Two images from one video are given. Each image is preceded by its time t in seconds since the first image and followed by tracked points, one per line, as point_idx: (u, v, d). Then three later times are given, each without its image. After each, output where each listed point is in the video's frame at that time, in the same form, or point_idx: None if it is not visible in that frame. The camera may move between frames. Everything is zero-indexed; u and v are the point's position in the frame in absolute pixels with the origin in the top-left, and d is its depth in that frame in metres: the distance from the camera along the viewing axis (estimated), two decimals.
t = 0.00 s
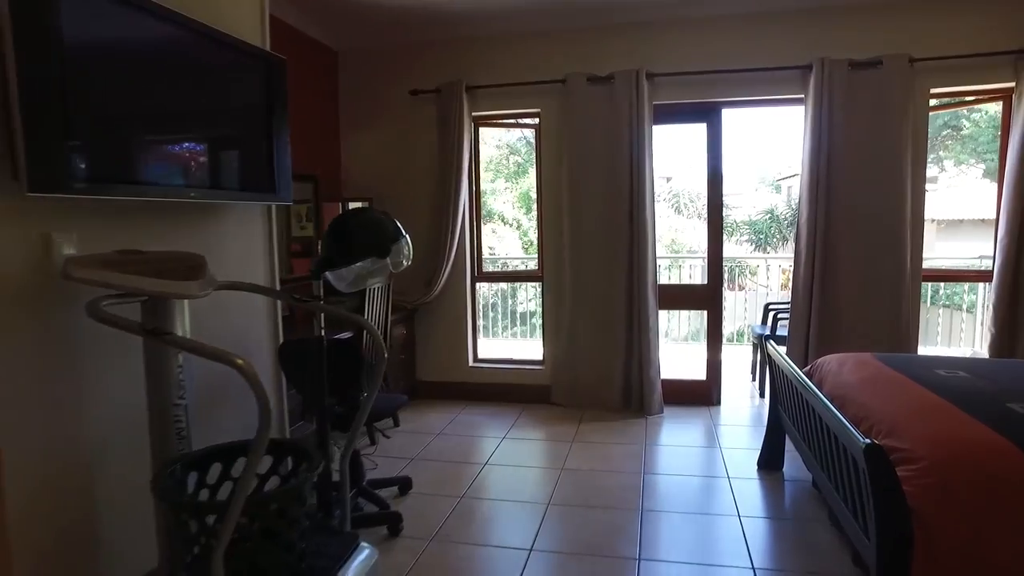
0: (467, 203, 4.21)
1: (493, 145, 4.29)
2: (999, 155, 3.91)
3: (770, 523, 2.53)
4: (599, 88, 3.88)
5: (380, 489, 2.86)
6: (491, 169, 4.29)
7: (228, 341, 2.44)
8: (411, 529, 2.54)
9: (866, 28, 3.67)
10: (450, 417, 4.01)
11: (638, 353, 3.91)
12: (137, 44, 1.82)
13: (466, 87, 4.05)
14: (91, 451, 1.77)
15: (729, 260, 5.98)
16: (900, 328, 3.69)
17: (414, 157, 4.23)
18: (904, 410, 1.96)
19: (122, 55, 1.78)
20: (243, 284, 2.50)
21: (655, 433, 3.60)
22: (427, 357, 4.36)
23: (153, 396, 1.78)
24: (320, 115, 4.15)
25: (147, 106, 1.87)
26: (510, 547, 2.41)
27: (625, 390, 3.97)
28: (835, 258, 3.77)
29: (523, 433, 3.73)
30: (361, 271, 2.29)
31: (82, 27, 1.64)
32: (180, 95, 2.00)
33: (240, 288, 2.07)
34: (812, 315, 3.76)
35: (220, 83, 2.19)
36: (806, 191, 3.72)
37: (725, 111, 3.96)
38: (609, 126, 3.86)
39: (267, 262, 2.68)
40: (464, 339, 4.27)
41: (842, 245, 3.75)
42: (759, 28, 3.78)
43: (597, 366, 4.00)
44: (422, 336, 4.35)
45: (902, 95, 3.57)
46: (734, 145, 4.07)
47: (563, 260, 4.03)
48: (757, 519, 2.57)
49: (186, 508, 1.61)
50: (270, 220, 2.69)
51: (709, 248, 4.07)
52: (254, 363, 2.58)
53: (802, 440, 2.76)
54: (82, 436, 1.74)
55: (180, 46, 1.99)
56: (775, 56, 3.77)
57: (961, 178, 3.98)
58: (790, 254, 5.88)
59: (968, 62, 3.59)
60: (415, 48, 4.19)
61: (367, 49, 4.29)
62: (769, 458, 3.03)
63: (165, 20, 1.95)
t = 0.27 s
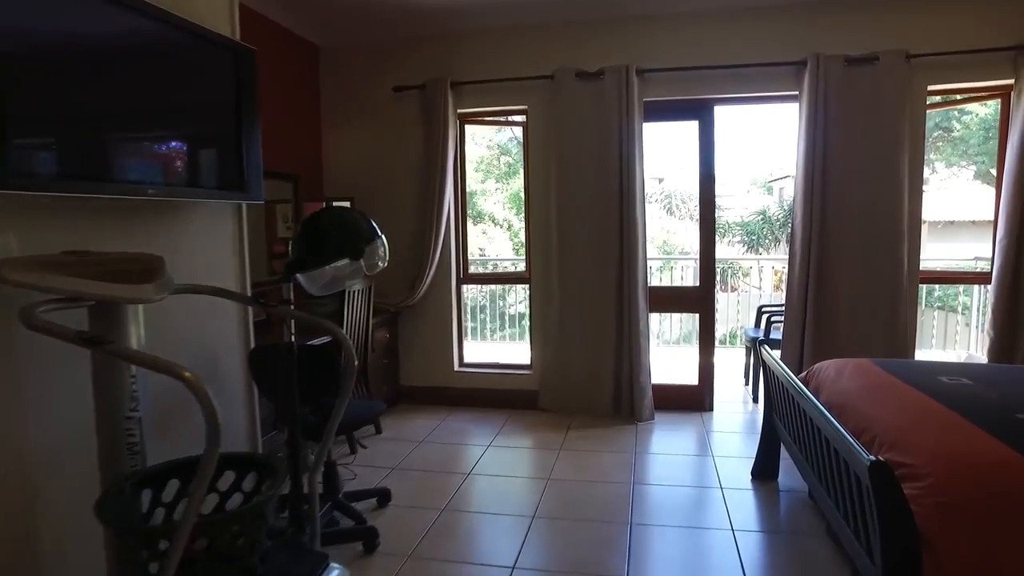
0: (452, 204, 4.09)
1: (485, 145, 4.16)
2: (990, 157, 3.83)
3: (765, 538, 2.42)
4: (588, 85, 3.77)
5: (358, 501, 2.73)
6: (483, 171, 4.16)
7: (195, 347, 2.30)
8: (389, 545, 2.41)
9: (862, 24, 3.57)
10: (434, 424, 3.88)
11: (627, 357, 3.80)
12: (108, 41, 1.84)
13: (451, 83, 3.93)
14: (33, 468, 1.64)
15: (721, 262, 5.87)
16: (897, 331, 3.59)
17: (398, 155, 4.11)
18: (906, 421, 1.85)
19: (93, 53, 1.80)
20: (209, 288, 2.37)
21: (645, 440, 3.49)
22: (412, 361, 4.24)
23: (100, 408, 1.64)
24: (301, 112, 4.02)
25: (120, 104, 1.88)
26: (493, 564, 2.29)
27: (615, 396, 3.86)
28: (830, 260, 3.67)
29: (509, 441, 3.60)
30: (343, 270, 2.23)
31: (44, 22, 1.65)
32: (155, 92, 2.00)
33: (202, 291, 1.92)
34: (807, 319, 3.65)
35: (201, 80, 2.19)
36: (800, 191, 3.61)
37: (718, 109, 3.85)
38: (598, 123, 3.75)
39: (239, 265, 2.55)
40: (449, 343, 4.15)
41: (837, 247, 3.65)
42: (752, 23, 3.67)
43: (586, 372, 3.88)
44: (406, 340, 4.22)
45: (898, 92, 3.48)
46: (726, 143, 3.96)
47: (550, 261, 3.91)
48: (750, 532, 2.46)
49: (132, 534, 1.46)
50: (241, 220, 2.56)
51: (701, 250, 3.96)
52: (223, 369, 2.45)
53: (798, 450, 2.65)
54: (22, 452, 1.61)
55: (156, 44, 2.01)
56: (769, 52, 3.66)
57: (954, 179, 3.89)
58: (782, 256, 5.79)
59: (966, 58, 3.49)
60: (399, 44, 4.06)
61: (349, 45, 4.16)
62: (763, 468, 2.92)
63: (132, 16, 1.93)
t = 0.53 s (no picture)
0: (435, 205, 3.95)
1: (475, 145, 4.04)
2: (983, 159, 3.71)
3: (758, 556, 2.28)
4: (575, 79, 3.63)
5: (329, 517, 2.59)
6: (473, 171, 4.03)
7: (151, 353, 2.14)
8: (359, 566, 2.26)
9: (857, 18, 3.45)
10: (415, 433, 3.73)
11: (616, 362, 3.66)
12: (73, 29, 1.76)
13: (433, 78, 3.80)
14: None
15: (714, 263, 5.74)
16: (894, 335, 3.47)
17: (378, 153, 3.96)
18: (912, 434, 1.72)
19: (48, 43, 1.70)
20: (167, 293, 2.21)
21: (634, 449, 3.34)
22: (393, 366, 4.10)
23: (29, 424, 1.49)
24: (277, 108, 3.87)
25: (89, 97, 1.82)
26: None
27: (603, 403, 3.72)
28: (825, 262, 3.55)
29: (492, 450, 3.45)
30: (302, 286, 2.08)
31: None
32: (127, 84, 1.93)
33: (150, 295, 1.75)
34: (802, 322, 3.53)
35: (175, 71, 2.11)
36: (794, 190, 3.49)
37: (709, 105, 3.72)
38: (585, 120, 3.62)
39: (203, 268, 2.41)
40: (432, 348, 4.01)
41: (832, 248, 3.52)
42: (744, 17, 3.54)
43: (573, 378, 3.75)
44: (387, 344, 4.08)
45: (895, 88, 3.36)
46: (716, 140, 3.83)
47: (536, 263, 3.77)
48: (743, 550, 2.32)
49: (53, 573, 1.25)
50: (205, 220, 2.41)
51: (692, 251, 3.83)
52: (184, 378, 2.29)
53: (792, 462, 2.52)
54: None
55: (125, 34, 1.93)
56: (762, 47, 3.54)
57: (944, 182, 3.79)
58: (774, 258, 5.67)
59: (964, 53, 3.38)
60: (379, 38, 3.92)
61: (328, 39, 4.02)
62: (756, 479, 2.79)
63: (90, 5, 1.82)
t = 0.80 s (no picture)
0: (413, 206, 3.81)
1: (463, 145, 3.89)
2: (972, 159, 3.61)
3: None
4: (560, 76, 3.50)
5: (294, 539, 2.43)
6: (461, 171, 3.87)
7: (96, 367, 1.98)
8: None
9: (852, 12, 3.32)
10: (393, 444, 3.57)
11: (602, 370, 3.52)
12: (20, 17, 1.62)
13: (412, 74, 3.64)
14: None
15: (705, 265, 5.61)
16: (890, 342, 3.34)
17: (356, 152, 3.80)
18: (917, 458, 1.58)
19: None
20: (114, 300, 2.04)
21: (621, 463, 3.20)
22: (372, 373, 3.94)
23: None
24: (250, 105, 3.71)
25: (52, 93, 1.70)
26: None
27: (588, 412, 3.58)
28: (819, 266, 3.41)
29: (473, 463, 3.30)
30: (236, 288, 1.95)
31: None
32: (90, 79, 1.82)
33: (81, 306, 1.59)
34: (795, 328, 3.39)
35: (128, 62, 1.96)
36: (787, 191, 3.36)
37: (698, 103, 3.59)
38: (570, 118, 3.47)
39: (156, 273, 2.25)
40: (412, 355, 3.86)
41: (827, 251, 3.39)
42: (735, 10, 3.41)
43: (558, 386, 3.60)
44: (365, 351, 3.92)
45: (892, 84, 3.23)
46: (707, 139, 3.69)
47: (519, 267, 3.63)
48: None
49: None
50: (159, 222, 2.25)
51: (682, 254, 3.69)
52: (135, 392, 2.12)
53: (785, 479, 2.38)
54: None
55: (83, 24, 1.80)
56: (754, 42, 3.41)
57: (936, 183, 3.64)
58: (765, 260, 5.55)
59: (963, 48, 3.25)
60: (357, 32, 3.77)
61: (303, 33, 3.86)
62: (747, 496, 2.65)
63: None
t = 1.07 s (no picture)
0: (395, 204, 3.67)
1: (455, 145, 3.72)
2: (967, 160, 3.49)
3: None
4: (546, 70, 3.35)
5: (259, 559, 2.27)
6: (452, 171, 3.71)
7: (38, 376, 1.82)
8: None
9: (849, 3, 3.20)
10: (372, 453, 3.42)
11: (591, 376, 3.38)
12: None
13: (393, 67, 3.50)
14: None
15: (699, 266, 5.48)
16: (889, 346, 3.22)
17: (334, 149, 3.65)
18: (928, 480, 1.44)
19: None
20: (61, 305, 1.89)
21: (610, 473, 3.06)
22: (352, 378, 3.80)
23: None
24: (225, 99, 3.56)
25: (18, 88, 1.65)
26: None
27: (576, 420, 3.44)
28: (815, 267, 3.29)
29: (456, 474, 3.15)
30: (189, 288, 1.77)
31: None
32: (35, 66, 1.69)
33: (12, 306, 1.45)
34: (791, 332, 3.27)
35: (75, 47, 1.82)
36: (782, 189, 3.23)
37: (691, 98, 3.46)
38: (558, 114, 3.34)
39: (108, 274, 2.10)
40: (393, 360, 3.71)
41: (824, 253, 3.26)
42: (729, 1, 3.28)
43: (545, 392, 3.46)
44: (346, 355, 3.78)
45: (891, 78, 3.10)
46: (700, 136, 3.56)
47: (505, 268, 3.48)
48: None
49: None
50: (113, 221, 2.11)
51: (673, 255, 3.55)
52: (83, 403, 1.97)
53: (781, 493, 2.24)
54: None
55: (33, 8, 1.68)
56: (748, 35, 3.28)
57: (929, 184, 3.52)
58: (760, 262, 5.43)
59: (964, 41, 3.12)
60: (335, 24, 3.62)
61: (280, 25, 3.71)
62: (740, 510, 2.51)
63: None
